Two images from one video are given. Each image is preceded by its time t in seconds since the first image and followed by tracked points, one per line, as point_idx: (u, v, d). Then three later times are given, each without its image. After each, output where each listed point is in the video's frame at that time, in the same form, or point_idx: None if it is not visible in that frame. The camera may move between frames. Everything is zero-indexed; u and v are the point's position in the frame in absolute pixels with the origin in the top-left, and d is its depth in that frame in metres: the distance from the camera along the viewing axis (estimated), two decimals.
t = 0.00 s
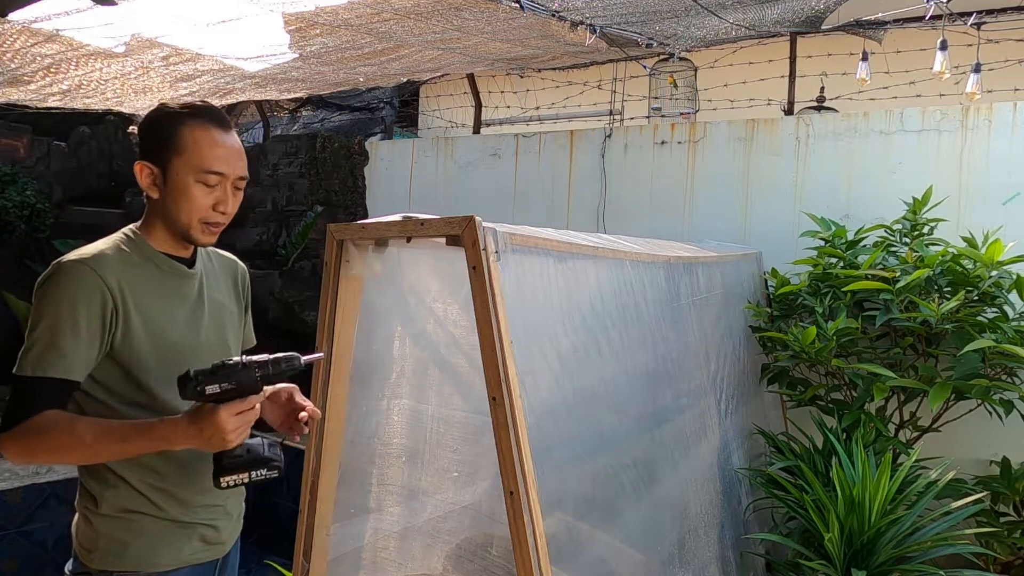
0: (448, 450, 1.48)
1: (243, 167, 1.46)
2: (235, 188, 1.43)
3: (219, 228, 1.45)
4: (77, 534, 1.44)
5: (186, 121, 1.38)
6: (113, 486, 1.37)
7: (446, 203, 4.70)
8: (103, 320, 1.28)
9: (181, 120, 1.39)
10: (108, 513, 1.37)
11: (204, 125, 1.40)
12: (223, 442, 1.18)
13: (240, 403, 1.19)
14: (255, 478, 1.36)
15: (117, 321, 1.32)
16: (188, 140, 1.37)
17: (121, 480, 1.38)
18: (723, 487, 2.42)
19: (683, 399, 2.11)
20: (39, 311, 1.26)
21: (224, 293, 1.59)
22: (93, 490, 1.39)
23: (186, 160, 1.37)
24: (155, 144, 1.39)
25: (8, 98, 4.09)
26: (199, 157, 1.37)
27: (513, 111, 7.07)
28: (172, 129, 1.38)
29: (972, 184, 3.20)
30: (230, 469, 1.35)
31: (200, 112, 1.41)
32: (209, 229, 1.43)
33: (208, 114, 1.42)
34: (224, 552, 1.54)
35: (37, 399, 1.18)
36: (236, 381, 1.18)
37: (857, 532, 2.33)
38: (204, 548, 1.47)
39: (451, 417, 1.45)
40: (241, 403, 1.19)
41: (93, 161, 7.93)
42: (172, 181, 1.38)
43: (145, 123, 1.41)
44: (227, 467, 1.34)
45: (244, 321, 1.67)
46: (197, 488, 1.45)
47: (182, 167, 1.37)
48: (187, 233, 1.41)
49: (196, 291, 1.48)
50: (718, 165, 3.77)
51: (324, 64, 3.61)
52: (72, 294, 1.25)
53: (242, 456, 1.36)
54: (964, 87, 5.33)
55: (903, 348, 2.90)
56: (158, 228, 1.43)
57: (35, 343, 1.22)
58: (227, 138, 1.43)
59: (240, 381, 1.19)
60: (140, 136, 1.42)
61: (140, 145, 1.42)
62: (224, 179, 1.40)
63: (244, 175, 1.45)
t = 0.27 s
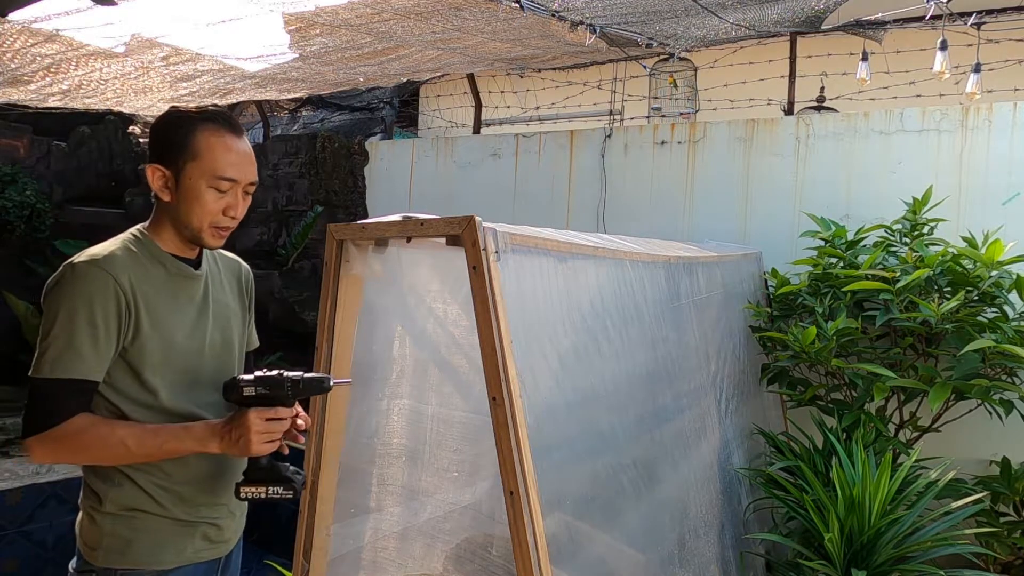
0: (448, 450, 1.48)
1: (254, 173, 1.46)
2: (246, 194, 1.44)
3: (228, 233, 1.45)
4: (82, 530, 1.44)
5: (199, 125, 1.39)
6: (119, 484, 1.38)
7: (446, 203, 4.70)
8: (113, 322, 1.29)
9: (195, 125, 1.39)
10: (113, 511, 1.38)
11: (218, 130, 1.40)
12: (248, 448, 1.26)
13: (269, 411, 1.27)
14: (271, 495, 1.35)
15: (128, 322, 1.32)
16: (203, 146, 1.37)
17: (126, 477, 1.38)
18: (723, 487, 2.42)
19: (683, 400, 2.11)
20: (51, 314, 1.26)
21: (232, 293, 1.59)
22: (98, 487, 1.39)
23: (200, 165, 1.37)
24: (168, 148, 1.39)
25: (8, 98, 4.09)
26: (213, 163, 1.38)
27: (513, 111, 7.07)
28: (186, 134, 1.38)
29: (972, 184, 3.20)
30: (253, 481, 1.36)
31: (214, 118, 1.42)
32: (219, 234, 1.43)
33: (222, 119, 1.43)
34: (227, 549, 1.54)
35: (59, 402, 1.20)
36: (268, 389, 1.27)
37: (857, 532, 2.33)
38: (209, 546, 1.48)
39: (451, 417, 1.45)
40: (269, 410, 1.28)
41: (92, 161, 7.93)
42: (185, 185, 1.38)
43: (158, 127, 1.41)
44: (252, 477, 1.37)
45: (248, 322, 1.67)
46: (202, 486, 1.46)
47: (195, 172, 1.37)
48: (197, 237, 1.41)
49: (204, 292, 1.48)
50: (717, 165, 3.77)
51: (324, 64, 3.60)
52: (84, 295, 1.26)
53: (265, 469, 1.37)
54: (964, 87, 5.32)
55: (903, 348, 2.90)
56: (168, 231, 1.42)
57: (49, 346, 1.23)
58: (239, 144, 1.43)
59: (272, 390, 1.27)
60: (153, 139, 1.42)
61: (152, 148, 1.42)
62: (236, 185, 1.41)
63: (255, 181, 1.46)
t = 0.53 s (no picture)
0: (448, 450, 1.48)
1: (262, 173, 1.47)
2: (255, 193, 1.44)
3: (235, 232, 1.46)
4: (85, 529, 1.44)
5: (210, 125, 1.39)
6: (124, 484, 1.37)
7: (446, 202, 4.69)
8: (120, 321, 1.29)
9: (206, 125, 1.40)
10: (118, 510, 1.37)
11: (228, 130, 1.41)
12: (251, 448, 1.26)
13: (272, 409, 1.29)
14: (274, 497, 1.35)
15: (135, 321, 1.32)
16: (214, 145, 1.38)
17: (131, 477, 1.37)
18: (723, 487, 2.42)
19: (683, 400, 2.11)
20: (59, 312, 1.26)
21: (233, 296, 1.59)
22: (103, 486, 1.39)
23: (210, 164, 1.38)
24: (178, 147, 1.39)
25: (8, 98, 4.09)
26: (224, 162, 1.38)
27: (513, 111, 7.07)
28: (198, 133, 1.39)
29: (972, 184, 3.20)
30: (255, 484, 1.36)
31: (224, 118, 1.43)
32: (227, 233, 1.43)
33: (232, 120, 1.44)
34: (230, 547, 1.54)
35: (65, 400, 1.20)
36: (272, 390, 1.31)
37: (857, 532, 2.33)
38: (214, 545, 1.48)
39: (451, 417, 1.45)
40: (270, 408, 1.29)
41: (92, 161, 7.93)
42: (194, 184, 1.38)
43: (169, 127, 1.41)
44: (257, 480, 1.37)
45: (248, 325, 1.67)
46: (207, 486, 1.46)
47: (205, 171, 1.38)
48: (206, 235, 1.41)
49: (208, 293, 1.48)
50: (717, 165, 3.77)
51: (324, 64, 3.60)
52: (93, 293, 1.26)
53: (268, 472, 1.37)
54: (964, 87, 5.32)
55: (903, 348, 2.91)
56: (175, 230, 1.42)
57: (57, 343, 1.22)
58: (249, 145, 1.44)
59: (277, 392, 1.31)
60: (162, 138, 1.43)
61: (162, 147, 1.42)
62: (245, 184, 1.41)
63: (263, 181, 1.46)
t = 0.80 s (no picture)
0: (448, 450, 1.48)
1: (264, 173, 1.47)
2: (257, 193, 1.45)
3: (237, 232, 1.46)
4: (84, 528, 1.44)
5: (214, 126, 1.40)
6: (123, 484, 1.36)
7: (446, 202, 4.69)
8: (121, 321, 1.28)
9: (210, 125, 1.40)
10: (118, 510, 1.37)
11: (232, 131, 1.42)
12: (243, 460, 1.26)
13: (267, 423, 1.29)
14: (262, 511, 1.36)
15: (136, 321, 1.32)
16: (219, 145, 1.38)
17: (130, 477, 1.37)
18: (723, 487, 2.42)
19: (683, 400, 2.11)
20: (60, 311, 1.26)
21: (231, 299, 1.59)
22: (102, 485, 1.38)
23: (214, 164, 1.38)
24: (181, 146, 1.39)
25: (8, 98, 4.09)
26: (229, 162, 1.38)
27: (513, 111, 7.08)
28: (202, 133, 1.39)
29: (972, 183, 3.20)
30: (244, 496, 1.36)
31: (227, 119, 1.43)
32: (229, 232, 1.43)
33: (235, 121, 1.44)
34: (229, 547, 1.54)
35: (59, 400, 1.20)
36: (269, 404, 1.32)
37: (857, 532, 2.33)
38: (212, 546, 1.48)
39: (451, 417, 1.45)
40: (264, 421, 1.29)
41: (93, 161, 7.94)
42: (198, 183, 1.38)
43: (172, 126, 1.41)
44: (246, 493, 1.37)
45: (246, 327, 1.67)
46: (206, 487, 1.46)
47: (209, 170, 1.37)
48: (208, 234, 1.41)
49: (208, 296, 1.48)
50: (717, 165, 3.77)
51: (324, 64, 3.60)
52: (94, 293, 1.26)
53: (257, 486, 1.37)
54: (964, 87, 5.33)
55: (903, 348, 2.91)
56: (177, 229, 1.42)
57: (58, 342, 1.22)
58: (252, 145, 1.45)
59: (273, 407, 1.32)
60: (165, 138, 1.42)
61: (164, 146, 1.42)
62: (249, 184, 1.42)
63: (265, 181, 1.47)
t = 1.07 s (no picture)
0: (448, 450, 1.48)
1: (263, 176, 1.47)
2: (256, 196, 1.45)
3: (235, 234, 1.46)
4: (80, 528, 1.43)
5: (214, 127, 1.40)
6: (119, 485, 1.36)
7: (446, 202, 4.69)
8: (116, 321, 1.28)
9: (210, 127, 1.40)
10: (114, 510, 1.37)
11: (232, 133, 1.42)
12: (238, 457, 1.26)
13: (264, 421, 1.29)
14: (255, 510, 1.35)
15: (131, 321, 1.32)
16: (218, 147, 1.38)
17: (127, 478, 1.37)
18: (723, 487, 2.42)
19: (683, 400, 2.11)
20: (55, 311, 1.26)
21: (229, 298, 1.59)
22: (97, 486, 1.38)
23: (213, 166, 1.38)
24: (180, 147, 1.39)
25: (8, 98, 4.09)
26: (228, 164, 1.39)
27: (513, 111, 7.08)
28: (201, 135, 1.39)
29: (972, 183, 3.20)
30: (238, 494, 1.36)
31: (228, 121, 1.43)
32: (227, 234, 1.43)
33: (235, 123, 1.44)
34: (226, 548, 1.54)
35: (56, 401, 1.19)
36: (269, 403, 1.33)
37: (857, 532, 2.33)
38: (209, 546, 1.48)
39: (451, 417, 1.45)
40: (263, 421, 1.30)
41: (92, 161, 7.95)
42: (197, 185, 1.38)
43: (172, 127, 1.41)
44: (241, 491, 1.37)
45: (244, 327, 1.67)
46: (203, 487, 1.46)
47: (208, 172, 1.38)
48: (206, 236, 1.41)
49: (205, 296, 1.48)
50: (718, 165, 3.77)
51: (324, 64, 3.60)
52: (88, 292, 1.26)
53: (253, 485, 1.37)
54: (964, 87, 5.33)
55: (903, 349, 2.91)
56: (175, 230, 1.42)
57: (53, 343, 1.22)
58: (251, 147, 1.45)
59: (273, 406, 1.33)
60: (164, 138, 1.42)
61: (164, 146, 1.42)
62: (248, 186, 1.42)
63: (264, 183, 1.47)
